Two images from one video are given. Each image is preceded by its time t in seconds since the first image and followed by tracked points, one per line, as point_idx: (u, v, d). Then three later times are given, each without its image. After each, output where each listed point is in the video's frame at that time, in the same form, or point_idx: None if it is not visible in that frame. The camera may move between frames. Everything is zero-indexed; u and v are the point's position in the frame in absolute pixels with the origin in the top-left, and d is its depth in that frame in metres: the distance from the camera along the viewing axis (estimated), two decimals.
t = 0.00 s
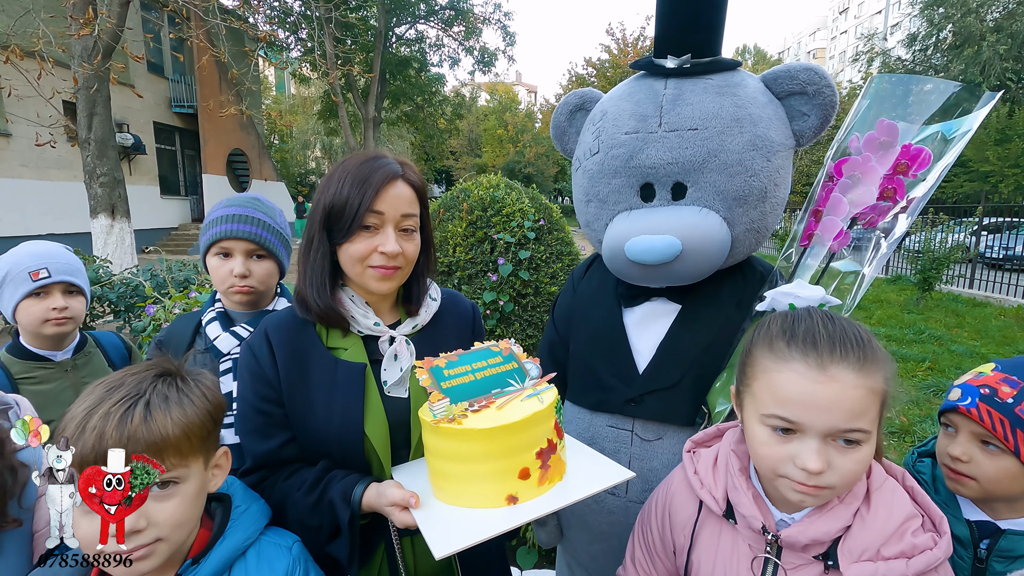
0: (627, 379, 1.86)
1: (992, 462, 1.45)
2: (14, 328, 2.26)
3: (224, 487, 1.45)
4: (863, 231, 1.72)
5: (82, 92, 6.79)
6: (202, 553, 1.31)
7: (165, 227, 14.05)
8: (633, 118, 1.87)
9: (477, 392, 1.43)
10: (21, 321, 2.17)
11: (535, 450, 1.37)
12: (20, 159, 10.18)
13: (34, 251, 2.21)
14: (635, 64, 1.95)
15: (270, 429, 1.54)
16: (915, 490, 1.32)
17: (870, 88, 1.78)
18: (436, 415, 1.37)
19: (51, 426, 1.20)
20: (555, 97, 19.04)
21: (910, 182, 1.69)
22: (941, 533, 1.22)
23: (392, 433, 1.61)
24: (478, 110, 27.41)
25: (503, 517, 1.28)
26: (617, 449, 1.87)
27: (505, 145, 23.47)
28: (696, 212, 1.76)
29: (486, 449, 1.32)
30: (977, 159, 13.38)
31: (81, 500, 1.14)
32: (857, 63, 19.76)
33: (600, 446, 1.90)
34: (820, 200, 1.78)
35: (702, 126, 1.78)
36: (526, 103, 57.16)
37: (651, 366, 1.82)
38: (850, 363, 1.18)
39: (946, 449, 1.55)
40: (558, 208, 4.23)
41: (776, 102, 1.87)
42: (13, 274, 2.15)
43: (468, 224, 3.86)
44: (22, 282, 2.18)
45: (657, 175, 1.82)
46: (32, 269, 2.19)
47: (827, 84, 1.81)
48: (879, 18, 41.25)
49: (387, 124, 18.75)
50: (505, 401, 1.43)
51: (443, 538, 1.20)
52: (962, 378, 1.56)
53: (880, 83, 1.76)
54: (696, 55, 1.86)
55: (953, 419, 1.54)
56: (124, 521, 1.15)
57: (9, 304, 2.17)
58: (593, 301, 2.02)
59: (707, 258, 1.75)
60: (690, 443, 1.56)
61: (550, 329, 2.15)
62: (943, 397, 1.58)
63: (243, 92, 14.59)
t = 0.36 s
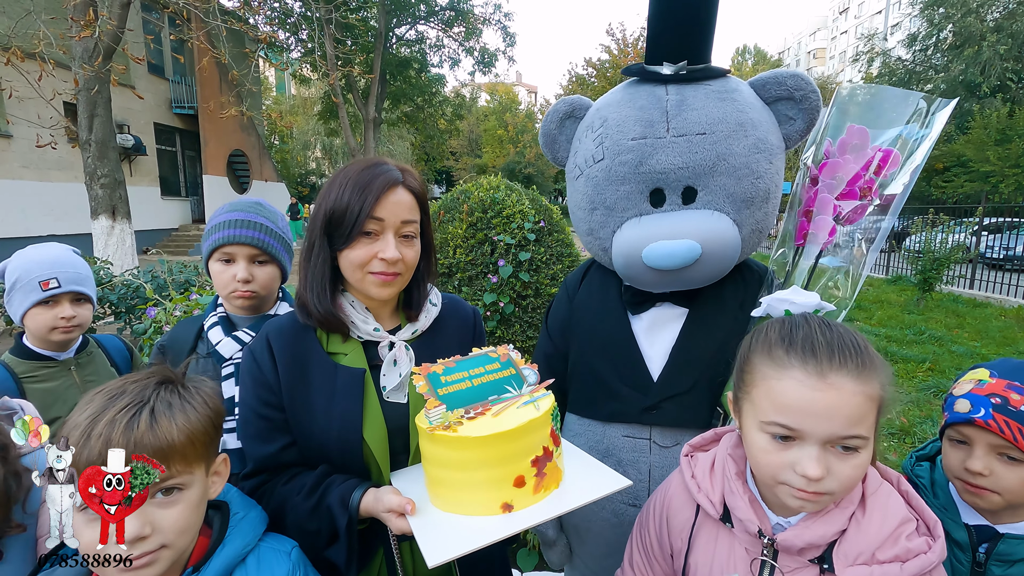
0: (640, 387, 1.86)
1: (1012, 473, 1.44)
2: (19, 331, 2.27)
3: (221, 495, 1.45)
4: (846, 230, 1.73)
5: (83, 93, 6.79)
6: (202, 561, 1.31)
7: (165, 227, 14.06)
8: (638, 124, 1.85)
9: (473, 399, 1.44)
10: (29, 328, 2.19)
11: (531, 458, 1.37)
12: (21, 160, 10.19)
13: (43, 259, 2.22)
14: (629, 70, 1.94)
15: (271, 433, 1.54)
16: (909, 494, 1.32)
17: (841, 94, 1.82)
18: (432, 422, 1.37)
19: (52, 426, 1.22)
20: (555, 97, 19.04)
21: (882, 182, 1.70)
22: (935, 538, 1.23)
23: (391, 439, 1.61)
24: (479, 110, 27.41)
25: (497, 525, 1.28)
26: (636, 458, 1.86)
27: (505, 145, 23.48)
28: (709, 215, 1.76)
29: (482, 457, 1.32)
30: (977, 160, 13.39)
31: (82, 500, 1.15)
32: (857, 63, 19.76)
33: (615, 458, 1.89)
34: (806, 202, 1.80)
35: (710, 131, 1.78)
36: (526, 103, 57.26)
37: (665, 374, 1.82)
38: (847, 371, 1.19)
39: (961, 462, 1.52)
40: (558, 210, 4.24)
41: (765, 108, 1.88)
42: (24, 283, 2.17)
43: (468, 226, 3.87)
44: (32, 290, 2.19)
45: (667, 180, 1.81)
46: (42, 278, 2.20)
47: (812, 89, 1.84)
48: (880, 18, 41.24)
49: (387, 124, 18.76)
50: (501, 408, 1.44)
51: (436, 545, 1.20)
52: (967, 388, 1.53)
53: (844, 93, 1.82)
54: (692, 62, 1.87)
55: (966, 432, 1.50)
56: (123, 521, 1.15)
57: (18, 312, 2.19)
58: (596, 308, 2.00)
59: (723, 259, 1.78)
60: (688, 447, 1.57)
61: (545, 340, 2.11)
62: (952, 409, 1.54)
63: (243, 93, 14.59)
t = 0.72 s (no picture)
0: (646, 384, 1.86)
1: (1018, 469, 1.44)
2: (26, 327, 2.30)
3: (219, 489, 1.45)
4: (843, 227, 1.75)
5: (84, 93, 6.79)
6: (203, 554, 1.32)
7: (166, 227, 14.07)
8: (644, 121, 1.85)
9: (475, 391, 1.45)
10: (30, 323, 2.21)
11: (533, 449, 1.38)
12: (22, 159, 10.21)
13: (38, 253, 2.23)
14: (631, 67, 1.94)
15: (274, 427, 1.55)
16: (908, 488, 1.33)
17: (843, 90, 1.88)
18: (434, 413, 1.38)
19: (52, 426, 1.22)
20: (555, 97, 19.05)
21: (875, 180, 1.74)
22: (933, 530, 1.23)
23: (393, 432, 1.62)
24: (480, 110, 27.41)
25: (499, 514, 1.29)
26: (640, 455, 1.86)
27: (506, 145, 23.50)
28: (716, 213, 1.77)
29: (483, 447, 1.33)
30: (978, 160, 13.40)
31: (79, 502, 1.17)
32: (858, 63, 19.74)
33: (620, 453, 1.89)
34: (805, 198, 1.81)
35: (716, 129, 1.79)
36: (526, 103, 57.25)
37: (669, 371, 1.83)
38: (846, 364, 1.20)
39: (968, 461, 1.51)
40: (558, 208, 4.25)
41: (766, 106, 1.89)
42: (21, 277, 2.18)
43: (469, 224, 3.88)
44: (29, 285, 2.21)
45: (673, 177, 1.82)
46: (38, 272, 2.21)
47: (812, 88, 1.84)
48: (880, 18, 41.20)
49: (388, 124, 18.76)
50: (503, 400, 1.44)
51: (439, 535, 1.21)
52: (971, 387, 1.53)
53: (838, 89, 1.88)
54: (694, 60, 1.88)
55: (972, 430, 1.50)
56: (123, 521, 1.16)
57: (19, 306, 2.22)
58: (597, 305, 2.00)
59: (729, 256, 1.78)
60: (687, 442, 1.57)
61: (546, 337, 2.11)
62: (956, 408, 1.54)
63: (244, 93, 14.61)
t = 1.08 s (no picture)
0: (631, 378, 1.88)
1: (1014, 466, 1.45)
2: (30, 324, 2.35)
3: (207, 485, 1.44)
4: (848, 231, 1.78)
5: (83, 93, 6.80)
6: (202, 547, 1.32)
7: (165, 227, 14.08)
8: (637, 122, 1.88)
9: (476, 388, 1.46)
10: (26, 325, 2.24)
11: (534, 444, 1.39)
12: (21, 160, 10.23)
13: (34, 256, 2.23)
14: (633, 69, 1.96)
15: (277, 424, 1.56)
16: (904, 486, 1.34)
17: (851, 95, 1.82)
18: (436, 409, 1.39)
19: (53, 425, 1.18)
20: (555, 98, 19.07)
21: (888, 185, 1.74)
22: (930, 529, 1.25)
23: (395, 430, 1.63)
24: (479, 110, 27.42)
25: (499, 509, 1.30)
26: (625, 449, 1.88)
27: (505, 145, 23.54)
28: (702, 213, 1.78)
29: (484, 443, 1.34)
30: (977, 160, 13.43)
31: (81, 501, 1.16)
32: (857, 64, 19.76)
33: (605, 446, 1.91)
34: (810, 202, 1.80)
35: (707, 130, 1.80)
36: (526, 103, 57.28)
37: (656, 367, 1.84)
38: (842, 362, 1.21)
39: (963, 458, 1.52)
40: (558, 209, 4.26)
41: (768, 107, 1.90)
42: (12, 283, 2.19)
43: (469, 225, 3.89)
44: (22, 289, 2.22)
45: (663, 177, 1.84)
46: (29, 277, 2.20)
47: (816, 90, 1.85)
48: (879, 19, 41.33)
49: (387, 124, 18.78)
50: (503, 396, 1.45)
51: (442, 528, 1.22)
52: (964, 385, 1.55)
53: (853, 95, 1.82)
54: (695, 62, 1.89)
55: (966, 428, 1.51)
56: (123, 522, 1.17)
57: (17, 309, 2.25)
58: (595, 302, 2.02)
59: (715, 256, 1.78)
60: (685, 441, 1.58)
61: (547, 332, 2.14)
62: (951, 405, 1.55)
63: (244, 93, 14.62)
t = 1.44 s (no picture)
0: (618, 369, 1.89)
1: (1014, 460, 1.45)
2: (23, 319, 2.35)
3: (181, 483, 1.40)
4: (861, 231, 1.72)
5: (83, 92, 6.80)
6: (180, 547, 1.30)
7: (166, 226, 14.07)
8: (628, 116, 1.90)
9: (478, 382, 1.45)
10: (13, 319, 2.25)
11: (535, 439, 1.38)
12: (22, 158, 10.23)
13: (22, 253, 2.21)
14: (634, 64, 1.97)
15: (278, 419, 1.56)
16: (913, 482, 1.34)
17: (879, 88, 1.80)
18: (437, 404, 1.38)
19: (50, 423, 1.15)
20: (555, 97, 19.07)
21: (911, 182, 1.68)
22: (942, 526, 1.25)
23: (396, 425, 1.62)
24: (480, 110, 27.43)
25: (502, 504, 1.29)
26: (607, 439, 1.89)
27: (505, 145, 23.54)
28: (685, 209, 1.77)
29: (486, 437, 1.33)
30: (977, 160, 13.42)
31: (81, 500, 1.13)
32: (858, 63, 19.74)
33: (591, 436, 1.92)
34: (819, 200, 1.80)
35: (694, 124, 1.79)
36: (526, 103, 57.23)
37: (643, 359, 1.84)
38: (855, 357, 1.20)
39: (964, 453, 1.51)
40: (559, 207, 4.26)
41: (774, 101, 1.89)
42: None
43: (469, 222, 3.88)
44: (6, 285, 2.20)
45: (649, 172, 1.85)
46: (13, 275, 2.19)
47: (824, 82, 1.82)
48: (880, 18, 41.32)
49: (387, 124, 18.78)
50: (505, 391, 1.45)
51: (443, 523, 1.22)
52: (965, 379, 1.54)
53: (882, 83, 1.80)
54: (695, 56, 1.88)
55: (968, 422, 1.50)
56: (123, 522, 1.16)
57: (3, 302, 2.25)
58: (592, 295, 2.07)
59: (695, 252, 1.75)
60: (690, 439, 1.58)
61: (556, 324, 2.16)
62: (951, 400, 1.54)
63: (244, 92, 14.61)
